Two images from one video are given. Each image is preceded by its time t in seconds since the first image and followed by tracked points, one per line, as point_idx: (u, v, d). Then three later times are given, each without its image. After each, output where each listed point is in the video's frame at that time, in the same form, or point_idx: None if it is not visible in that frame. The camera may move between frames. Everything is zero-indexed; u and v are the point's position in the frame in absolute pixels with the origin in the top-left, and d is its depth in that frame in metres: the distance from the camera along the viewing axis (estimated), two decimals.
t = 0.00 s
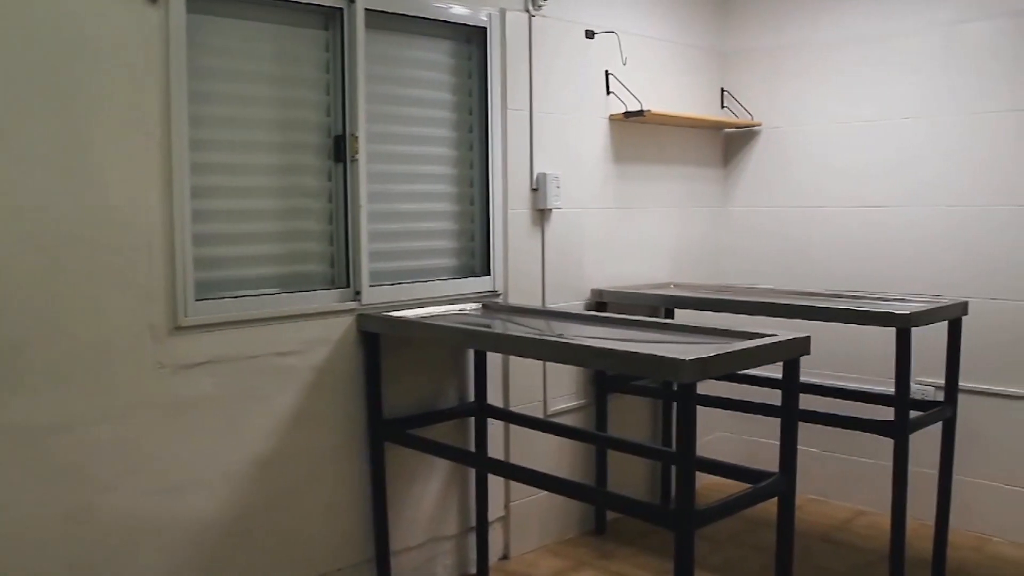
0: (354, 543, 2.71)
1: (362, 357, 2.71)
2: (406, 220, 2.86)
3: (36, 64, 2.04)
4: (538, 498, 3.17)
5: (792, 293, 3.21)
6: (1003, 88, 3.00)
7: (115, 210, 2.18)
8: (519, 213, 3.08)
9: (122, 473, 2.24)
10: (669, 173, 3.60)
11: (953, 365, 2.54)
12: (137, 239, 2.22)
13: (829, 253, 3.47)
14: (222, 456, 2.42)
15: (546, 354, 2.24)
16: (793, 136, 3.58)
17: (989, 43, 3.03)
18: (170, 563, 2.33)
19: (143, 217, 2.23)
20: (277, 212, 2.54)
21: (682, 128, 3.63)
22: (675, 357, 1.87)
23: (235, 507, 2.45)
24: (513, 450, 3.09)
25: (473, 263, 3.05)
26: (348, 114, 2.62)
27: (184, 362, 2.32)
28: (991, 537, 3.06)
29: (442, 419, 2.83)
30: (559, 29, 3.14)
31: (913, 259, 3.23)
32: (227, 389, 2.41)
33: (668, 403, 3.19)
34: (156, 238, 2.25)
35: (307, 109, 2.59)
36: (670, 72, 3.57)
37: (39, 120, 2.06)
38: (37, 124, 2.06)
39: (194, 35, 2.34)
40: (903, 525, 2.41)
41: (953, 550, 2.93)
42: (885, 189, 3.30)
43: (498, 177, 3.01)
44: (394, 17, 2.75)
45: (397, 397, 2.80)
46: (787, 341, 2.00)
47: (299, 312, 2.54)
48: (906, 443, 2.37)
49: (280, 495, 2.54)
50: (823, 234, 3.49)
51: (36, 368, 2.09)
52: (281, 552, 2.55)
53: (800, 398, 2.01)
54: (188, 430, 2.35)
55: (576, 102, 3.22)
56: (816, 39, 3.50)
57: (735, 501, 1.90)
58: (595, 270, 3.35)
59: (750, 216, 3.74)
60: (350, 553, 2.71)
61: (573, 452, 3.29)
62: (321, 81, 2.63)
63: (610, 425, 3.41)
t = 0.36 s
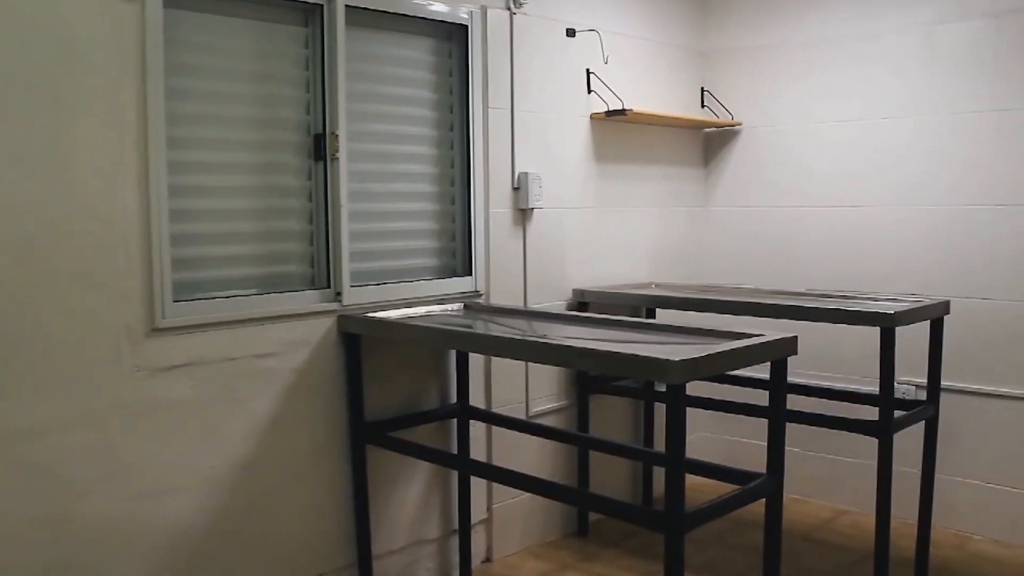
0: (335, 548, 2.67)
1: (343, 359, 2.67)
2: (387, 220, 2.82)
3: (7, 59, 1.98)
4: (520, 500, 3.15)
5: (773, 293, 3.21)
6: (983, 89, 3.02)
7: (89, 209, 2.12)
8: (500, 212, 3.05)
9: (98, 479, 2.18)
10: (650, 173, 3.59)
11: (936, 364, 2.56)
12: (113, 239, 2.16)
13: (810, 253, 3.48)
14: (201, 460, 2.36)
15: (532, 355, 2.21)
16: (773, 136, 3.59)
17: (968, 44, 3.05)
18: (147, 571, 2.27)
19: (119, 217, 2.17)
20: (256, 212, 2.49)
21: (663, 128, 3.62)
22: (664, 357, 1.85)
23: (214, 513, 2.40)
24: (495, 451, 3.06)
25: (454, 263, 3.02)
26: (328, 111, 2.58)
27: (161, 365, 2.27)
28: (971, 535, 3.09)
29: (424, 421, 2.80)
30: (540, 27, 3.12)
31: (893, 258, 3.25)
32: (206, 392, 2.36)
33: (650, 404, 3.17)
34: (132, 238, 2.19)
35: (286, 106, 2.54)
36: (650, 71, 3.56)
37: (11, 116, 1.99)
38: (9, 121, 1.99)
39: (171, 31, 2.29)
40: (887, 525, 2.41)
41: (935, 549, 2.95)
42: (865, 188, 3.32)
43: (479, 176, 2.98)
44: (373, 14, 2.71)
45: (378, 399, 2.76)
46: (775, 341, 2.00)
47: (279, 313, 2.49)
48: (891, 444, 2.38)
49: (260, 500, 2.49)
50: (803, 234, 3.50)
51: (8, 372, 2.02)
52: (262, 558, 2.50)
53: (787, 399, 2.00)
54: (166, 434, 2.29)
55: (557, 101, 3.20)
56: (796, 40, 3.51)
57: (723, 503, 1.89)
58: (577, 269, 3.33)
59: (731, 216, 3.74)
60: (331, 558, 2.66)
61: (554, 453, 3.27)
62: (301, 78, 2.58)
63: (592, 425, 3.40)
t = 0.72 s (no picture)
0: (321, 553, 2.63)
1: (329, 361, 2.63)
2: (373, 221, 2.79)
3: None
4: (507, 503, 3.12)
5: (758, 293, 3.21)
6: (968, 90, 3.04)
7: (70, 210, 2.07)
8: (486, 213, 3.02)
9: (80, 485, 2.13)
10: (636, 173, 3.58)
11: (923, 365, 2.57)
12: (94, 240, 2.11)
13: (795, 253, 3.49)
14: (185, 466, 2.32)
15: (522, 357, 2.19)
16: (758, 136, 3.59)
17: (954, 45, 3.07)
18: None
19: (101, 217, 2.12)
20: (240, 212, 2.45)
21: (648, 128, 3.61)
22: (658, 359, 1.83)
23: (198, 519, 2.35)
24: (482, 454, 3.04)
25: (440, 263, 2.99)
26: (313, 111, 2.54)
27: (145, 368, 2.22)
28: (956, 535, 3.11)
29: (411, 424, 2.76)
30: (527, 26, 3.10)
31: (878, 258, 3.26)
32: (189, 396, 2.31)
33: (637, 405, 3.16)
34: (114, 239, 2.15)
35: (271, 105, 2.50)
36: (636, 71, 3.54)
37: None
38: None
39: (154, 27, 2.24)
40: (877, 525, 2.42)
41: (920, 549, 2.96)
42: (851, 189, 3.33)
43: (465, 176, 2.95)
44: (358, 12, 2.68)
45: (364, 402, 2.73)
46: (770, 341, 2.00)
47: (264, 315, 2.45)
48: (880, 445, 2.38)
49: (246, 506, 2.45)
50: (789, 234, 3.51)
51: None
52: (247, 564, 2.46)
53: (780, 401, 1.99)
54: (149, 439, 2.24)
55: (544, 101, 3.19)
56: (781, 40, 3.52)
57: (717, 505, 1.88)
58: (563, 270, 3.31)
59: (716, 217, 3.74)
60: (317, 564, 2.62)
61: (541, 455, 3.25)
62: (285, 77, 2.54)
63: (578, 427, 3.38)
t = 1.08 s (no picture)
0: (307, 558, 2.59)
1: (313, 364, 2.58)
2: (358, 221, 2.74)
3: None
4: (494, 505, 3.10)
5: (745, 293, 3.20)
6: (954, 90, 3.04)
7: (49, 210, 2.02)
8: (472, 213, 2.99)
9: (60, 492, 2.07)
10: (621, 173, 3.56)
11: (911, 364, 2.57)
12: (74, 241, 2.06)
13: (782, 253, 3.49)
14: (168, 471, 2.27)
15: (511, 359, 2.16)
16: (743, 136, 3.59)
17: (939, 45, 3.07)
18: None
19: (81, 218, 2.07)
20: (223, 212, 2.40)
21: (633, 127, 3.59)
22: (651, 360, 1.81)
23: (182, 525, 2.30)
24: (468, 456, 3.01)
25: (426, 264, 2.95)
26: (297, 109, 2.50)
27: (126, 372, 2.17)
28: (942, 534, 3.12)
29: (397, 427, 2.73)
30: (512, 24, 3.07)
31: (864, 258, 3.26)
32: (171, 400, 2.26)
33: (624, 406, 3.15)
34: (95, 240, 2.09)
35: (254, 103, 2.46)
36: (621, 69, 3.52)
37: None
38: None
39: (135, 23, 2.19)
40: (867, 526, 2.42)
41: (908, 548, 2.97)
42: (837, 189, 3.33)
43: (451, 175, 2.91)
44: (342, 9, 2.64)
45: (349, 405, 2.69)
46: (761, 342, 1.98)
47: (248, 317, 2.40)
48: (870, 446, 2.38)
49: (230, 511, 2.40)
50: (774, 234, 3.51)
51: None
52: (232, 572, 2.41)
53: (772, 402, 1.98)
54: (130, 444, 2.19)
55: (529, 100, 3.16)
56: (766, 40, 3.51)
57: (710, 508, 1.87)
58: (549, 270, 3.29)
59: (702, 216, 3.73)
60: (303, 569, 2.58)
61: (528, 457, 3.23)
62: (269, 74, 2.50)
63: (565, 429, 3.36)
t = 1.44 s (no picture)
0: (293, 564, 2.54)
1: (299, 366, 2.54)
2: (344, 221, 2.70)
3: None
4: (482, 509, 3.06)
5: (734, 293, 3.19)
6: (943, 90, 3.04)
7: (29, 210, 1.96)
8: (460, 212, 2.95)
9: (40, 499, 2.02)
10: (609, 172, 3.54)
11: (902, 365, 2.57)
12: (54, 242, 2.00)
13: (770, 253, 3.48)
14: (151, 477, 2.22)
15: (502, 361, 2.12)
16: (731, 135, 3.58)
17: (929, 44, 3.07)
18: None
19: (62, 217, 2.01)
20: (207, 211, 2.35)
21: (621, 126, 3.57)
22: (647, 362, 1.78)
23: (165, 532, 2.25)
24: (456, 459, 2.97)
25: (413, 264, 2.91)
26: (283, 107, 2.45)
27: (107, 376, 2.11)
28: (931, 534, 3.13)
29: (384, 430, 2.68)
30: (500, 21, 3.04)
31: (853, 259, 3.26)
32: (154, 404, 2.21)
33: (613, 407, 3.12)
34: (76, 240, 2.04)
35: (238, 101, 2.41)
36: (609, 68, 3.50)
37: None
38: None
39: (117, 18, 2.14)
40: (859, 527, 2.41)
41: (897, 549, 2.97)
42: (825, 189, 3.32)
43: (439, 174, 2.88)
44: (328, 6, 2.59)
45: (335, 408, 2.64)
46: (756, 344, 1.96)
47: (232, 319, 2.35)
48: (863, 447, 2.37)
49: (215, 517, 2.35)
50: (762, 234, 3.50)
51: None
52: None
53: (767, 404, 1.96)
54: (113, 449, 2.14)
55: (517, 98, 3.13)
56: (754, 39, 3.51)
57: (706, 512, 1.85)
58: (538, 271, 3.26)
59: (690, 216, 3.71)
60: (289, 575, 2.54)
61: (516, 460, 3.19)
62: (253, 72, 2.45)
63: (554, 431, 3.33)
